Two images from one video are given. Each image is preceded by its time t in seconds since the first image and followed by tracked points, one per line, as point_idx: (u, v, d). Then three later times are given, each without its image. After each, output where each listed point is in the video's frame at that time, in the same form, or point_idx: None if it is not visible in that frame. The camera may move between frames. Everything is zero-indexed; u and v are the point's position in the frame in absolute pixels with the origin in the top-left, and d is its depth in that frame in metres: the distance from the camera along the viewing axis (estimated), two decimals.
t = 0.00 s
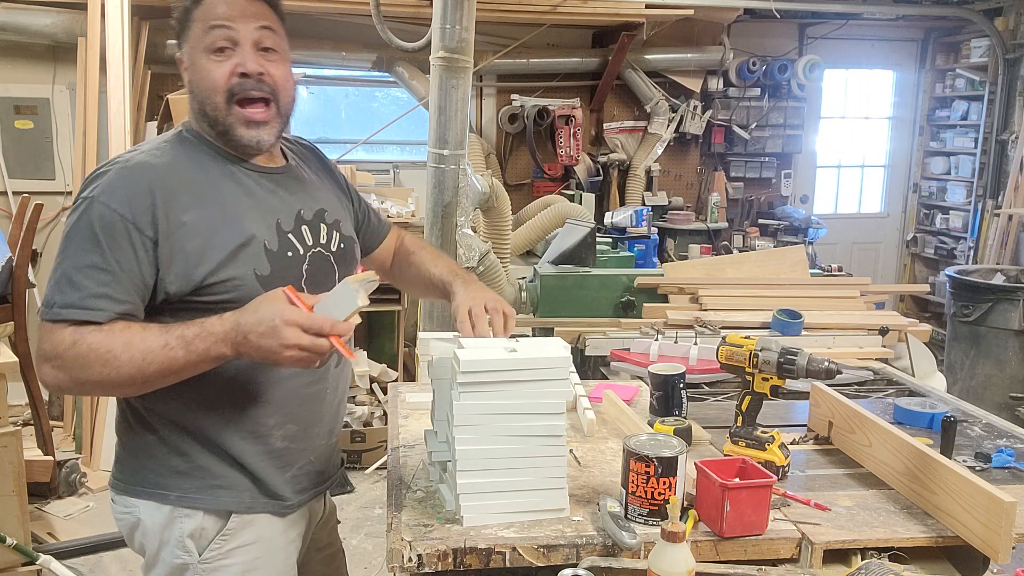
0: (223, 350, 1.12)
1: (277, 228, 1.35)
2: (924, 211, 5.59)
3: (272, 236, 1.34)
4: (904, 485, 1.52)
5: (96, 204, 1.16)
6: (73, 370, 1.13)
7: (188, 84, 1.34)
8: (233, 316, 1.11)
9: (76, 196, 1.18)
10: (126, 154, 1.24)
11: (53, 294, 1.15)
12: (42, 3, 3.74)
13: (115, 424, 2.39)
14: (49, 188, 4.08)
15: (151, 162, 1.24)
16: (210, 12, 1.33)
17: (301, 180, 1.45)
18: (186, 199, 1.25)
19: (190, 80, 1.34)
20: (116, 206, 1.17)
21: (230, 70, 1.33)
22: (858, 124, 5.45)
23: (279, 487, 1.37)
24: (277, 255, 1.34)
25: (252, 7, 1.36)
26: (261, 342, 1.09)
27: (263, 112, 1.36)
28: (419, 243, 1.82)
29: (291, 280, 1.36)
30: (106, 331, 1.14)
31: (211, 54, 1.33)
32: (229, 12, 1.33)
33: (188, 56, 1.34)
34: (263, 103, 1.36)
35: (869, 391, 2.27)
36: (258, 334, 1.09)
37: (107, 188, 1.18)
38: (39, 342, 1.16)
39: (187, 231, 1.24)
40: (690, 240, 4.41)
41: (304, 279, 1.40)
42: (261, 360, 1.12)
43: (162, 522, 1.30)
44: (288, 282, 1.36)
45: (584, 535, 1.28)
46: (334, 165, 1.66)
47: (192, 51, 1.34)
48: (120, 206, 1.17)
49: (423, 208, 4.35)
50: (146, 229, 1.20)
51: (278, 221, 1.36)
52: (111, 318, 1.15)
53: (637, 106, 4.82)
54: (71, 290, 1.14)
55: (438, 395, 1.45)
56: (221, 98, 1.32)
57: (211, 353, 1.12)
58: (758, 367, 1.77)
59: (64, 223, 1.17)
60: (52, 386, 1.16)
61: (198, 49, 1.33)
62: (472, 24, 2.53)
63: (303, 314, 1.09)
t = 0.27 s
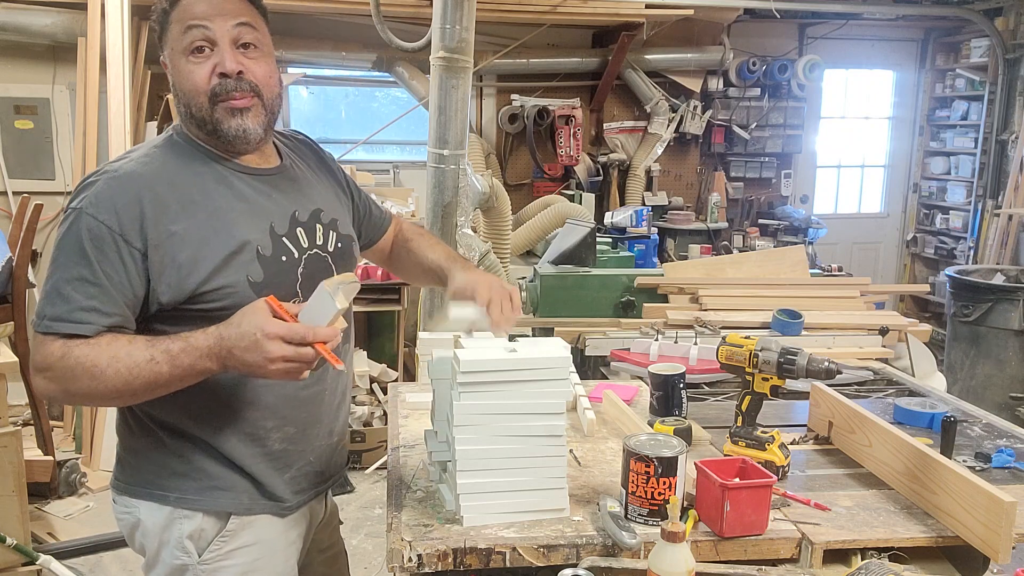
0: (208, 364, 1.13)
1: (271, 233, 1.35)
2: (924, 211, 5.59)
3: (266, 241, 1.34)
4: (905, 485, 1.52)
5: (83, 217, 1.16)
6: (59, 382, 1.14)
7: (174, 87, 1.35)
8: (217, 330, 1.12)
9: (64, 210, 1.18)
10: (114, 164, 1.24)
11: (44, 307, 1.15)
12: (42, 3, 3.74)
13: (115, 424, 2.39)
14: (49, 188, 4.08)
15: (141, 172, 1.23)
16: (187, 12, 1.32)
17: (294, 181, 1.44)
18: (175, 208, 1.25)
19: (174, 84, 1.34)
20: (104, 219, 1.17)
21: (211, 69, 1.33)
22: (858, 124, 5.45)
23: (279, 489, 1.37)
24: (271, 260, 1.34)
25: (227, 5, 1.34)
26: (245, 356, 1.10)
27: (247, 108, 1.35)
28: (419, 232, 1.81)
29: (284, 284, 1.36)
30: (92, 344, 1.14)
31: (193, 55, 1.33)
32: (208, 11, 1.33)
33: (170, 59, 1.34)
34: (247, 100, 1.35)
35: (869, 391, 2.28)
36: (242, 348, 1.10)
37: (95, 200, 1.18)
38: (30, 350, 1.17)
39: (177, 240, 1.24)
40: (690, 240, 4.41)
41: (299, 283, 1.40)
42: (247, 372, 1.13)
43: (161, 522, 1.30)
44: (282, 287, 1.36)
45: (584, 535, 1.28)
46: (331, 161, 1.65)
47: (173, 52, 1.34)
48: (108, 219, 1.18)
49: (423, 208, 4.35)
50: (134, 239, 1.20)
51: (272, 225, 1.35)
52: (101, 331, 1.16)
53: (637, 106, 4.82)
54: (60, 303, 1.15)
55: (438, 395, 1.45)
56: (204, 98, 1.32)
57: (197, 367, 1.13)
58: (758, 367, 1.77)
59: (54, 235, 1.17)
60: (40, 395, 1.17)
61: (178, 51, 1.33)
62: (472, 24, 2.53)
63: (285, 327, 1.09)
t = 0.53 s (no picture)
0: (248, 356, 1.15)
1: (276, 234, 1.36)
2: (924, 211, 5.59)
3: (271, 242, 1.34)
4: (904, 485, 1.52)
5: (95, 220, 1.15)
6: (95, 390, 1.14)
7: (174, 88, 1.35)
8: (253, 321, 1.14)
9: (74, 213, 1.16)
10: (123, 166, 1.22)
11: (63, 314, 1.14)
12: (42, 3, 3.74)
13: (115, 424, 2.39)
14: (49, 188, 4.08)
15: (150, 175, 1.22)
16: (188, 13, 1.31)
17: (294, 182, 1.45)
18: (185, 211, 1.24)
19: (175, 85, 1.33)
20: (117, 221, 1.16)
21: (212, 71, 1.32)
22: (858, 124, 5.45)
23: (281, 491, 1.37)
24: (277, 261, 1.35)
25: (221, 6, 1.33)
26: (286, 343, 1.13)
27: (247, 108, 1.34)
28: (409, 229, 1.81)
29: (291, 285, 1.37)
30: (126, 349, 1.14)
31: (194, 56, 1.32)
32: (208, 13, 1.32)
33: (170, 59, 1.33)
34: (248, 101, 1.35)
35: (869, 391, 2.27)
36: (282, 334, 1.13)
37: (108, 203, 1.16)
38: (54, 362, 1.16)
39: (189, 242, 1.23)
40: (690, 240, 4.41)
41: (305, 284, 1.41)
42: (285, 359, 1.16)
43: (165, 526, 1.29)
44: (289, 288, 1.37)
45: (584, 535, 1.28)
46: (324, 164, 1.66)
47: (173, 52, 1.33)
48: (122, 221, 1.16)
49: (423, 208, 4.35)
50: (147, 241, 1.19)
51: (277, 226, 1.36)
52: (129, 335, 1.16)
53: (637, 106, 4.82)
54: (81, 309, 1.13)
55: (438, 395, 1.45)
56: (206, 99, 1.31)
57: (234, 360, 1.15)
58: (758, 367, 1.77)
59: (66, 240, 1.15)
60: (70, 405, 1.17)
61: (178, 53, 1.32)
62: (472, 24, 2.53)
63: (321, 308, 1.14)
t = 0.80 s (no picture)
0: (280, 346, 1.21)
1: (281, 231, 1.36)
2: (924, 211, 5.59)
3: (276, 239, 1.34)
4: (904, 485, 1.52)
5: (108, 220, 1.15)
6: (132, 391, 1.15)
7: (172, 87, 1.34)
8: (284, 313, 1.21)
9: (84, 215, 1.16)
10: (130, 166, 1.22)
11: (82, 316, 1.13)
12: (42, 3, 3.74)
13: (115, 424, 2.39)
14: (49, 188, 4.08)
15: (158, 175, 1.23)
16: (188, 11, 1.31)
17: (294, 179, 1.45)
18: (194, 209, 1.24)
19: (174, 85, 1.33)
20: (129, 220, 1.16)
21: (211, 69, 1.31)
22: (858, 124, 5.45)
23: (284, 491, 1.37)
24: (283, 259, 1.35)
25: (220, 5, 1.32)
26: (316, 332, 1.21)
27: (246, 106, 1.34)
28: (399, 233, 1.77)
29: (298, 283, 1.37)
30: (161, 349, 1.16)
31: (193, 55, 1.32)
32: (207, 12, 1.31)
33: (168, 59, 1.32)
34: (247, 99, 1.34)
35: (869, 391, 2.28)
36: (313, 324, 1.21)
37: (118, 202, 1.16)
38: (79, 368, 1.15)
39: (199, 240, 1.24)
40: (690, 240, 4.41)
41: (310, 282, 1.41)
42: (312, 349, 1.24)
43: (172, 528, 1.29)
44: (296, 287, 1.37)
45: (584, 535, 1.28)
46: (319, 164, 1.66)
47: (172, 52, 1.32)
48: (134, 220, 1.16)
49: (423, 208, 4.35)
50: (159, 240, 1.19)
51: (280, 224, 1.36)
52: (155, 335, 1.17)
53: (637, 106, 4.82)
54: (100, 309, 1.13)
55: (438, 395, 1.45)
56: (206, 97, 1.31)
57: (266, 352, 1.21)
58: (758, 367, 1.77)
59: (77, 242, 1.15)
60: (102, 411, 1.16)
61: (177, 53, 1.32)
62: (472, 24, 2.53)
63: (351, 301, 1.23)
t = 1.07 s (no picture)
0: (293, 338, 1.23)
1: (279, 225, 1.36)
2: (924, 211, 5.59)
3: (276, 233, 1.35)
4: (904, 485, 1.52)
5: (113, 218, 1.15)
6: (148, 390, 1.15)
7: (184, 91, 1.27)
8: (294, 304, 1.23)
9: (87, 214, 1.15)
10: (129, 163, 1.21)
11: (92, 316, 1.13)
12: (41, 3, 3.74)
13: (114, 424, 2.38)
14: (49, 188, 4.08)
15: (158, 172, 1.22)
16: (214, 21, 1.24)
17: (288, 173, 1.45)
18: (195, 204, 1.24)
19: (190, 90, 1.26)
20: (133, 217, 1.16)
21: (242, 84, 1.27)
22: (858, 124, 5.45)
23: (284, 491, 1.37)
24: (282, 252, 1.35)
25: (243, 16, 1.27)
26: (326, 323, 1.23)
27: (271, 121, 1.32)
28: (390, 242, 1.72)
29: (297, 275, 1.38)
30: (177, 345, 1.17)
31: (221, 66, 1.25)
32: (239, 25, 1.26)
33: (185, 63, 1.24)
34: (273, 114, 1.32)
35: (869, 391, 2.28)
36: (322, 315, 1.23)
37: (121, 200, 1.16)
38: (92, 371, 1.15)
39: (202, 236, 1.24)
40: (690, 240, 4.41)
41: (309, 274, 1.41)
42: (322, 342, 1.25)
43: (173, 529, 1.29)
44: (296, 279, 1.37)
45: (584, 535, 1.28)
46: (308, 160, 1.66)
47: (192, 59, 1.24)
48: (139, 217, 1.16)
49: (423, 208, 4.35)
50: (164, 236, 1.19)
51: (278, 217, 1.37)
52: (166, 331, 1.17)
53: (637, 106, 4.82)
54: (110, 309, 1.13)
55: (438, 395, 1.45)
56: (234, 110, 1.27)
57: (278, 344, 1.22)
58: (758, 367, 1.77)
59: (81, 242, 1.14)
60: (118, 413, 1.16)
61: (196, 58, 1.24)
62: (472, 24, 2.53)
63: (362, 292, 1.26)
